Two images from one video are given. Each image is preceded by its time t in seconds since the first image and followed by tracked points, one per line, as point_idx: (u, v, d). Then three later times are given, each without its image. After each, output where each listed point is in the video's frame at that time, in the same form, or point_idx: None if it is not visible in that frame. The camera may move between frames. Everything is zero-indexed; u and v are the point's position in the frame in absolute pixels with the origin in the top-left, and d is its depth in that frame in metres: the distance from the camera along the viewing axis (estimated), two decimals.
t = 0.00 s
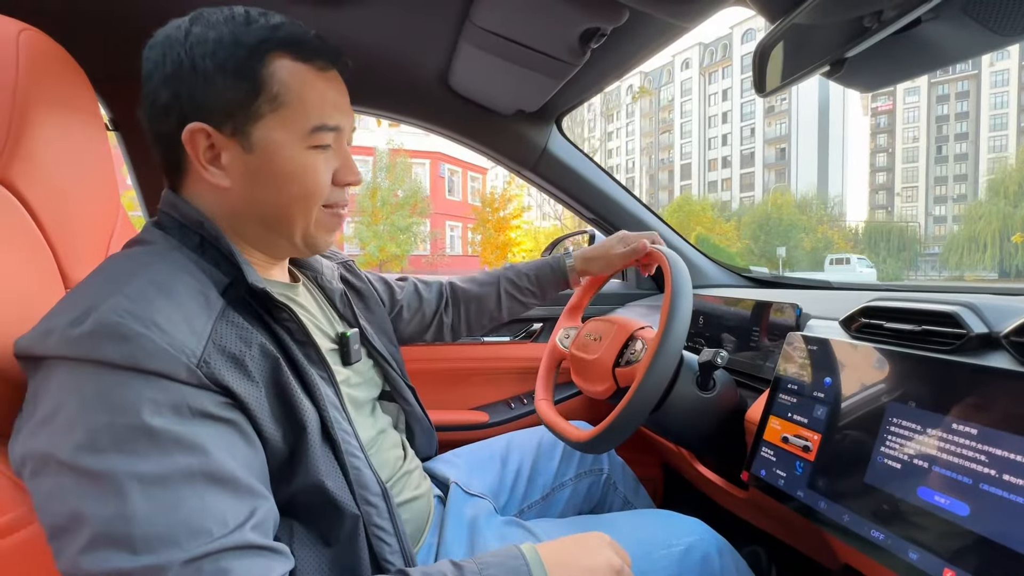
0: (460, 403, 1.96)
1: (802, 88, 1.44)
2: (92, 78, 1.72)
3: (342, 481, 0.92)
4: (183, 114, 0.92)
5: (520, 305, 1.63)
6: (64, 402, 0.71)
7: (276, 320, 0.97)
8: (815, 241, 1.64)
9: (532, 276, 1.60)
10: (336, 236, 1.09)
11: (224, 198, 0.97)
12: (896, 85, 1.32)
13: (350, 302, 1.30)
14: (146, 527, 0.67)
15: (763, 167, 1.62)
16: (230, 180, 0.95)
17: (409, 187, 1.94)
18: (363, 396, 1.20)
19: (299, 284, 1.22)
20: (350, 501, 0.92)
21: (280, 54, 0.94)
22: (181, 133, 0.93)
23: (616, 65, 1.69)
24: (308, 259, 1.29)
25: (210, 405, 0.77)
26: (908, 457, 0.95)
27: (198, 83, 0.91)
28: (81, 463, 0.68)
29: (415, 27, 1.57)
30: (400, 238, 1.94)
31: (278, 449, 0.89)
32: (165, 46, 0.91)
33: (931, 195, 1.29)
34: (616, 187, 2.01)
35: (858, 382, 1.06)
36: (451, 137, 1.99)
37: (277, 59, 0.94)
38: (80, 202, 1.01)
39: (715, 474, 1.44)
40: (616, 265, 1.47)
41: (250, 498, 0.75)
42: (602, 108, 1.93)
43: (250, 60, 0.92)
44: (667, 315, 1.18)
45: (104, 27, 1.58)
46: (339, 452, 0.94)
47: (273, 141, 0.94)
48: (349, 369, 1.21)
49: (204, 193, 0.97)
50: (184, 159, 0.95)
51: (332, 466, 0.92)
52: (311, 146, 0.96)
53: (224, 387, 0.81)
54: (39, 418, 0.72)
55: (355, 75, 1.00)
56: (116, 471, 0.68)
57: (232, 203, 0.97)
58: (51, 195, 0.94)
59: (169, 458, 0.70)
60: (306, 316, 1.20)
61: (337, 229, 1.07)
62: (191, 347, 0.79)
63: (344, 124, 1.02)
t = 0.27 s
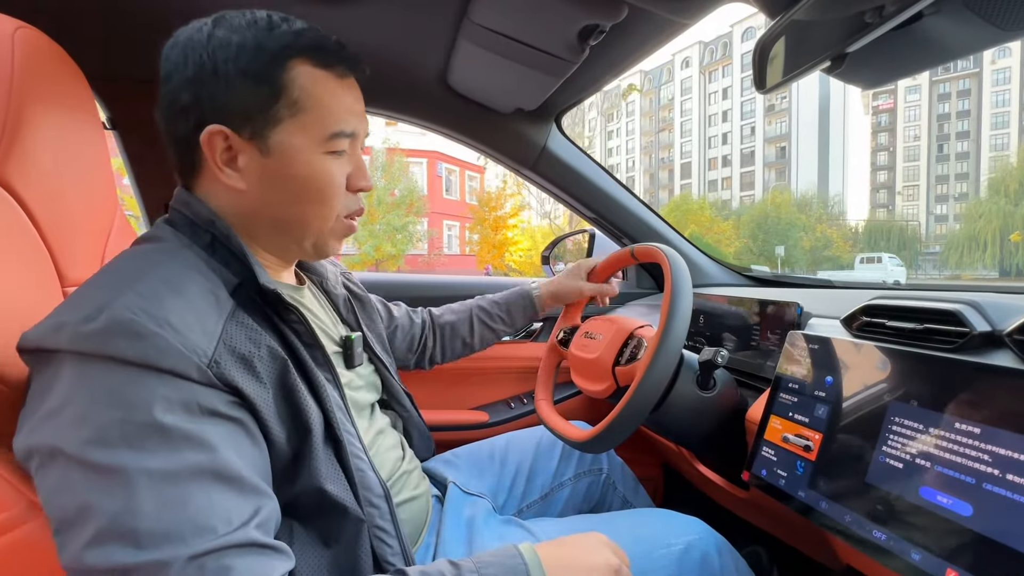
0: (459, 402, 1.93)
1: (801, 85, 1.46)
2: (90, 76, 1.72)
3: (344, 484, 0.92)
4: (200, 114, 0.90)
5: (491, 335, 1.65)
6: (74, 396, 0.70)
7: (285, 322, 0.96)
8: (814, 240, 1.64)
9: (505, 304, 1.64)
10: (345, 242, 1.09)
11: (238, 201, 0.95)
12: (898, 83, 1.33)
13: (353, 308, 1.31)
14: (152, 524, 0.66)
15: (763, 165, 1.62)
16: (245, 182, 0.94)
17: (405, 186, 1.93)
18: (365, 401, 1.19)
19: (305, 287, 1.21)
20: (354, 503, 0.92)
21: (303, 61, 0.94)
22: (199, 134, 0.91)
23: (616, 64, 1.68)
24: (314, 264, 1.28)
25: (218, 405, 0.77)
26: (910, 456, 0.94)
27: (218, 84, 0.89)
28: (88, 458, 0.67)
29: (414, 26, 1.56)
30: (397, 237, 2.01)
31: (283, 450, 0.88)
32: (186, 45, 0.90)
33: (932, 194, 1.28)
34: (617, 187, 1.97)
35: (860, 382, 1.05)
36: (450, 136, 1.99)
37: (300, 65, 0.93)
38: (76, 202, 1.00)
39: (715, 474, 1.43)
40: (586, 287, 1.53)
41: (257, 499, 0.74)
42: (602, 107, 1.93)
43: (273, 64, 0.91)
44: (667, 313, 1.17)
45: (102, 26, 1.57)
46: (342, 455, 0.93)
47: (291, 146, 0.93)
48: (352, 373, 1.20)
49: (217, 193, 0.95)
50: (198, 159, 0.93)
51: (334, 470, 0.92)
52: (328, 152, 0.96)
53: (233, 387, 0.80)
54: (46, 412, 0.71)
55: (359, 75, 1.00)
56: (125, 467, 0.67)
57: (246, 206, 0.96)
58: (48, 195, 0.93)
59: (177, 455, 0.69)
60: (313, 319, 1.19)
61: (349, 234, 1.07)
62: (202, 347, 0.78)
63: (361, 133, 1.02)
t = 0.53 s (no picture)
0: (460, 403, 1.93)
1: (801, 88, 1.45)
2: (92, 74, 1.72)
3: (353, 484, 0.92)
4: (248, 116, 0.92)
5: (472, 373, 1.60)
6: (102, 384, 0.70)
7: (303, 323, 0.97)
8: (814, 240, 1.64)
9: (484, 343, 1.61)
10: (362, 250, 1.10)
11: (273, 201, 0.96)
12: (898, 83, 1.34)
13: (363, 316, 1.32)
14: (172, 515, 0.66)
15: (763, 165, 1.61)
16: (285, 183, 0.95)
17: (404, 186, 1.82)
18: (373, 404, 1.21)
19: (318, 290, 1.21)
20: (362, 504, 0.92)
21: (349, 77, 0.98)
22: (246, 134, 0.93)
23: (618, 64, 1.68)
24: (326, 270, 1.29)
25: (240, 401, 0.77)
26: (914, 456, 0.94)
27: (269, 90, 0.92)
28: (113, 446, 0.66)
29: (416, 26, 1.56)
30: (394, 239, 1.97)
31: (295, 449, 0.88)
32: (238, 54, 0.93)
33: (934, 194, 1.28)
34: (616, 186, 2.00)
35: (862, 382, 1.05)
36: (451, 135, 1.99)
37: (345, 80, 0.98)
38: (80, 202, 1.00)
39: (716, 474, 1.44)
40: (564, 317, 1.55)
41: (273, 495, 0.75)
42: (602, 107, 1.93)
43: (322, 76, 0.95)
44: (669, 313, 1.17)
45: (104, 25, 1.57)
46: (352, 455, 0.94)
47: (332, 151, 0.96)
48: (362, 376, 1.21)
49: (252, 193, 0.96)
50: (239, 158, 0.94)
51: (343, 470, 0.92)
52: (362, 159, 1.00)
53: (254, 385, 0.80)
54: (70, 398, 0.71)
55: (375, 76, 1.01)
56: (148, 457, 0.66)
57: (280, 206, 0.97)
58: (51, 194, 0.93)
59: (199, 448, 0.69)
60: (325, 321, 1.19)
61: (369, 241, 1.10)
62: (227, 343, 0.79)
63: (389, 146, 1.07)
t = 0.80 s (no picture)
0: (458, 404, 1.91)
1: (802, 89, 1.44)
2: (91, 73, 1.71)
3: (365, 486, 0.92)
4: (316, 122, 0.93)
5: (479, 370, 1.56)
6: (150, 365, 0.70)
7: (339, 324, 0.96)
8: (813, 241, 1.64)
9: (488, 341, 1.58)
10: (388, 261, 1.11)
11: (328, 205, 0.96)
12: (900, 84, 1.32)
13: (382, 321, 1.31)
14: (200, 502, 0.65)
15: (764, 166, 1.62)
16: (343, 188, 0.96)
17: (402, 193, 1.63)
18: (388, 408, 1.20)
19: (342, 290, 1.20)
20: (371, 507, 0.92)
21: (408, 99, 1.02)
22: (314, 138, 0.93)
23: (618, 64, 1.67)
24: (350, 271, 1.28)
25: (274, 398, 0.77)
26: (912, 458, 0.94)
27: (338, 100, 0.94)
28: (155, 428, 0.66)
29: (416, 25, 1.56)
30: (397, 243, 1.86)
31: (314, 448, 0.88)
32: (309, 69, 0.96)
33: (934, 194, 1.28)
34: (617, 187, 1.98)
35: (861, 384, 1.05)
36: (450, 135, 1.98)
37: (405, 102, 1.02)
38: (78, 200, 1.00)
39: (715, 475, 1.44)
40: (565, 310, 1.54)
41: (293, 492, 0.74)
42: (602, 107, 1.92)
43: (385, 93, 0.98)
44: (667, 314, 1.17)
45: (103, 24, 1.56)
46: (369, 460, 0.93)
47: (388, 163, 0.99)
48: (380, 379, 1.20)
49: (309, 195, 0.96)
50: (302, 160, 0.94)
51: (358, 472, 0.92)
52: (410, 173, 1.03)
53: (289, 383, 0.80)
54: (116, 377, 0.71)
55: (408, 89, 1.03)
56: (184, 443, 0.66)
57: (333, 211, 0.97)
58: (49, 194, 0.93)
59: (232, 439, 0.69)
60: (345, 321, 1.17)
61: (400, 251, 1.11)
62: (270, 340, 0.79)
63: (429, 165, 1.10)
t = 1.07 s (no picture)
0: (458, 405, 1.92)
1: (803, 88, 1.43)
2: (92, 74, 1.74)
3: (384, 483, 0.92)
4: (379, 135, 0.95)
5: (483, 374, 1.55)
6: (214, 342, 0.70)
7: (389, 330, 0.96)
8: (814, 241, 1.63)
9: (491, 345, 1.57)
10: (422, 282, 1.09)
11: (374, 216, 0.96)
12: (901, 84, 1.32)
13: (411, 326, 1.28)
14: (239, 482, 0.65)
15: (764, 166, 1.62)
16: (391, 203, 0.96)
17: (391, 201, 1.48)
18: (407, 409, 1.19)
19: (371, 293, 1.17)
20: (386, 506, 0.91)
21: (474, 129, 1.01)
22: (372, 151, 0.94)
23: (618, 65, 1.66)
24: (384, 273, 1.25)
25: (320, 394, 0.76)
26: (911, 460, 0.94)
27: (403, 119, 0.95)
28: (212, 404, 0.67)
29: (415, 25, 1.56)
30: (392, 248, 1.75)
31: (343, 444, 0.87)
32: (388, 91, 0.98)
33: (935, 196, 1.27)
34: (618, 188, 2.00)
35: (860, 385, 1.04)
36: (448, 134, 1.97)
37: (470, 131, 1.01)
38: (77, 200, 1.00)
39: (714, 477, 1.44)
40: (565, 310, 1.54)
41: (320, 487, 0.74)
42: (603, 107, 1.90)
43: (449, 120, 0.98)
44: (667, 313, 1.17)
45: (101, 23, 1.56)
46: (392, 459, 0.93)
47: (438, 187, 0.97)
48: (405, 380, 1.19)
49: (358, 202, 0.96)
50: (359, 168, 0.95)
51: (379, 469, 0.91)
52: (459, 200, 1.01)
53: (334, 380, 0.80)
54: (179, 347, 0.71)
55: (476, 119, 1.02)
56: (237, 425, 0.66)
57: (377, 222, 0.97)
58: (49, 193, 0.93)
59: (277, 426, 0.69)
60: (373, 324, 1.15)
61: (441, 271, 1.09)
62: (324, 336, 0.79)
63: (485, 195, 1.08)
